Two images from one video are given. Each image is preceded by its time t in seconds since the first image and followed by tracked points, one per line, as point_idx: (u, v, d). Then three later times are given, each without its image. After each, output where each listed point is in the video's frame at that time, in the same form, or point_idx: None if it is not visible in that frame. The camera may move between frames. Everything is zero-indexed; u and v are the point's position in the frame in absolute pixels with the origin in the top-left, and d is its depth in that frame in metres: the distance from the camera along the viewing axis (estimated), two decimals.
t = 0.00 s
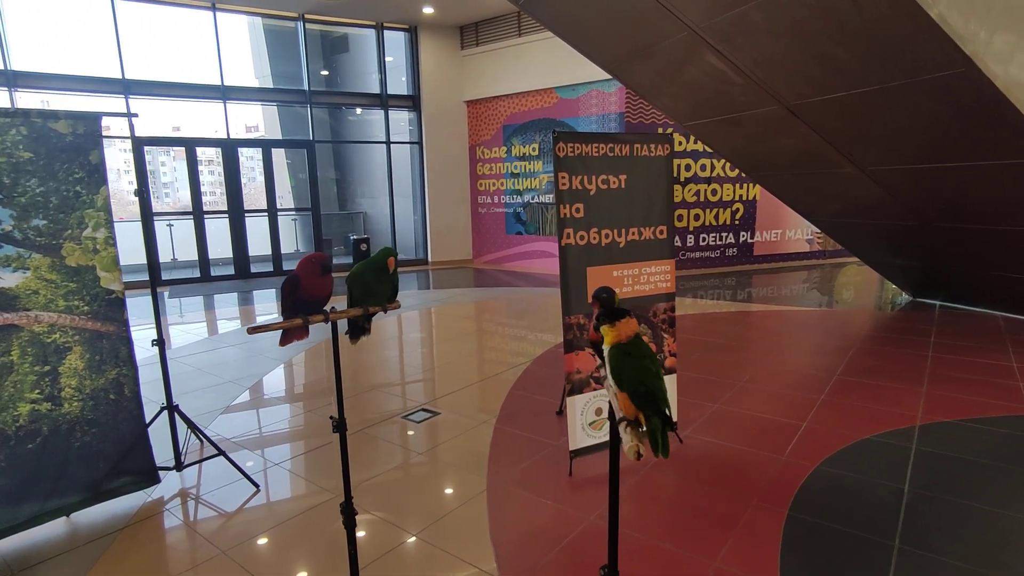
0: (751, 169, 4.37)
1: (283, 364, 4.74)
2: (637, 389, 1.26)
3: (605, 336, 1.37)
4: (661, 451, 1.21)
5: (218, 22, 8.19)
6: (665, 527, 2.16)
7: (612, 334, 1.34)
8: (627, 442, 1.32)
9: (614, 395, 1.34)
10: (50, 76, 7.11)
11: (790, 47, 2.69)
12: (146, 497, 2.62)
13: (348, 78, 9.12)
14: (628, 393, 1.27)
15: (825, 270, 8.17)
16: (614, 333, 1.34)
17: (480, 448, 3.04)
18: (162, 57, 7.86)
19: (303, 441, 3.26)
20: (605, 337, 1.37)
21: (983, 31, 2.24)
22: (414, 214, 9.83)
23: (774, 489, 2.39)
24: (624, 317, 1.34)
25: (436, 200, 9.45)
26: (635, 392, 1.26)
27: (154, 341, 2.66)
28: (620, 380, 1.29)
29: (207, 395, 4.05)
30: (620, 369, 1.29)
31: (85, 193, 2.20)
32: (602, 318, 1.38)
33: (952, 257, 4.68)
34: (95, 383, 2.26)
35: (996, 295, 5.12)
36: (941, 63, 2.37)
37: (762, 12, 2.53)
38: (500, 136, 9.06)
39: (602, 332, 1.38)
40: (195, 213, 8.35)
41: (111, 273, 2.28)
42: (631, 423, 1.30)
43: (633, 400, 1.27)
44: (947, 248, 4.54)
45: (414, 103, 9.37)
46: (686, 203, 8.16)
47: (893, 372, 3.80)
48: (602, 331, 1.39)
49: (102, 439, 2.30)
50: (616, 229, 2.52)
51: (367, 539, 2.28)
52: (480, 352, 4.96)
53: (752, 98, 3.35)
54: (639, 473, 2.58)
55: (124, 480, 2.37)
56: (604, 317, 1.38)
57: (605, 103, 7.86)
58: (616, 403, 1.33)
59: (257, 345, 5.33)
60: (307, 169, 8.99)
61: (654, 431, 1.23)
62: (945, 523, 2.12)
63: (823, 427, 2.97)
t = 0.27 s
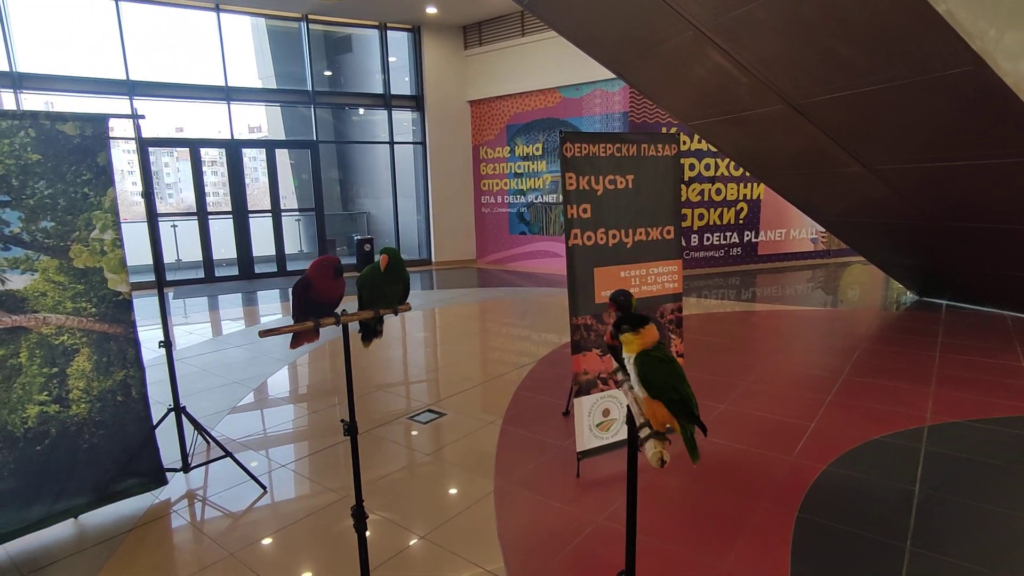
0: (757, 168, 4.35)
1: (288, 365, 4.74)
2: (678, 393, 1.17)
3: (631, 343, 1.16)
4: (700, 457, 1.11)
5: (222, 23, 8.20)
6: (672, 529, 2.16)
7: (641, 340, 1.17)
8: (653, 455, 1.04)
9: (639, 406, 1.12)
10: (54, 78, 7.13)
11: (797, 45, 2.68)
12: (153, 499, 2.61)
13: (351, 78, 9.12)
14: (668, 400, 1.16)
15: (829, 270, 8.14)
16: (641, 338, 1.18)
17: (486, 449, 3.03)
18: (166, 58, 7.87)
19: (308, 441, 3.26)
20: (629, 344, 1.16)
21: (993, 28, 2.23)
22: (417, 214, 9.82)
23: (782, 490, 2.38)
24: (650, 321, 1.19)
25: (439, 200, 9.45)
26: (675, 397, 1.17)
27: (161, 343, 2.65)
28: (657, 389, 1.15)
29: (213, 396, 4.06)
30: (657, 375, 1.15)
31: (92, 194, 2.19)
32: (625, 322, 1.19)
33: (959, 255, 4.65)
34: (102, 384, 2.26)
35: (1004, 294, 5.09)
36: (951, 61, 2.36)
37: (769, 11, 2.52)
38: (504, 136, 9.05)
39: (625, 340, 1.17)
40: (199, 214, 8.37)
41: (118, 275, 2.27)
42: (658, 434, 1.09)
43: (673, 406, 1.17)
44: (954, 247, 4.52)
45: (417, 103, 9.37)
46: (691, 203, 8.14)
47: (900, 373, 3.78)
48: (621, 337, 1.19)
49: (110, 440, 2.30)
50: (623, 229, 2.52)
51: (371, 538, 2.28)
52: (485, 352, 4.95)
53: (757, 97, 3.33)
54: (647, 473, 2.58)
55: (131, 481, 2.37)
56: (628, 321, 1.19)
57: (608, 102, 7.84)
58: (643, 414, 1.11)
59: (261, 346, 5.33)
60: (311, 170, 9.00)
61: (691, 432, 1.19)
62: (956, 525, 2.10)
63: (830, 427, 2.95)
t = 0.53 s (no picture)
0: (761, 166, 4.33)
1: (291, 363, 4.73)
2: (710, 402, 1.17)
3: (662, 345, 1.17)
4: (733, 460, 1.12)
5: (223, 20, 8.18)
6: (678, 528, 2.15)
7: (672, 343, 1.18)
8: (679, 454, 0.98)
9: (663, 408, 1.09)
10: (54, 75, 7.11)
11: (804, 42, 2.66)
12: (157, 497, 2.61)
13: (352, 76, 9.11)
14: (699, 407, 1.16)
15: (832, 268, 8.13)
16: (672, 341, 1.19)
17: (491, 447, 3.02)
18: (166, 55, 7.84)
19: (313, 439, 3.25)
20: (660, 346, 1.17)
21: (1002, 25, 2.22)
22: (419, 212, 9.80)
23: (789, 490, 2.36)
24: (680, 327, 1.21)
25: (441, 198, 9.43)
26: (706, 407, 1.17)
27: (165, 341, 2.63)
28: (690, 395, 1.15)
29: (216, 394, 4.05)
30: (688, 382, 1.14)
31: (96, 192, 2.18)
32: (657, 325, 1.19)
33: (963, 253, 4.64)
34: (106, 382, 2.24)
35: (1008, 292, 5.07)
36: (959, 58, 2.35)
37: (776, 7, 2.50)
38: (506, 134, 9.03)
39: (657, 341, 1.18)
40: (201, 212, 8.36)
41: (122, 273, 2.26)
42: (683, 435, 1.02)
43: (703, 414, 1.17)
44: (959, 245, 4.51)
45: (419, 101, 9.34)
46: (693, 200, 8.12)
47: (905, 371, 3.77)
48: (651, 341, 1.19)
49: (114, 439, 2.29)
50: (630, 226, 2.50)
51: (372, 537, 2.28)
52: (488, 350, 4.94)
53: (763, 95, 3.32)
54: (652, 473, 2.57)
55: (136, 480, 2.36)
56: (660, 324, 1.19)
57: (611, 100, 7.82)
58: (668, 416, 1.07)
59: (264, 344, 5.32)
60: (312, 167, 8.99)
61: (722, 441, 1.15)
62: (964, 524, 2.09)
63: (837, 426, 2.94)
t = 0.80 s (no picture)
0: (766, 163, 4.31)
1: (294, 360, 4.72)
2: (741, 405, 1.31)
3: (699, 347, 1.25)
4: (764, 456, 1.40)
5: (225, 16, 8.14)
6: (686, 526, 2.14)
7: (709, 344, 1.26)
8: (713, 455, 0.93)
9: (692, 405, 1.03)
10: (56, 71, 7.09)
11: (813, 39, 2.64)
12: (163, 495, 2.60)
13: (354, 72, 9.08)
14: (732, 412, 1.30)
15: (835, 266, 8.11)
16: (707, 342, 1.26)
17: (497, 445, 3.01)
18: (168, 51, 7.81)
19: (318, 437, 3.24)
20: (698, 347, 1.25)
21: (1013, 21, 2.22)
22: (421, 209, 9.78)
23: (798, 488, 2.35)
24: (715, 327, 1.28)
25: (443, 195, 9.41)
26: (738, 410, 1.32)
27: (170, 337, 2.62)
28: (726, 400, 1.29)
29: (220, 391, 4.04)
30: (726, 388, 1.27)
31: (101, 187, 2.16)
32: (695, 327, 1.26)
33: (969, 251, 4.63)
34: (112, 379, 2.23)
35: (1014, 290, 5.06)
36: (970, 54, 2.33)
37: (785, 3, 2.48)
38: (508, 131, 9.01)
39: (694, 344, 1.24)
40: (203, 209, 8.34)
41: (128, 269, 2.25)
42: (716, 435, 0.98)
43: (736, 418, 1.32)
44: (965, 243, 4.49)
45: (421, 98, 9.31)
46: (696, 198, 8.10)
47: (911, 369, 3.76)
48: (687, 342, 1.25)
49: (120, 436, 2.28)
50: (638, 223, 2.49)
51: (376, 534, 2.28)
52: (492, 348, 4.93)
53: (770, 92, 3.30)
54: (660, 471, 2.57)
55: (142, 477, 2.35)
56: (698, 326, 1.25)
57: (614, 97, 7.79)
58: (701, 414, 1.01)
59: (267, 341, 5.32)
60: (314, 164, 8.96)
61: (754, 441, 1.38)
62: (975, 523, 2.08)
63: (845, 424, 2.93)
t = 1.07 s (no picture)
0: (771, 161, 4.30)
1: (298, 358, 4.72)
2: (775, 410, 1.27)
3: (733, 347, 1.30)
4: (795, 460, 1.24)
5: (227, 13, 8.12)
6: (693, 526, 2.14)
7: (743, 345, 1.30)
8: (744, 456, 0.92)
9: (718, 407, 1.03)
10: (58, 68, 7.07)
11: (820, 36, 2.63)
12: (169, 493, 2.59)
13: (356, 70, 9.06)
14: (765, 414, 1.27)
15: (838, 264, 8.09)
16: (742, 343, 1.31)
17: (502, 443, 3.01)
18: (170, 49, 7.80)
19: (323, 435, 3.23)
20: (732, 348, 1.30)
21: None
22: (422, 207, 9.77)
23: (805, 487, 2.35)
24: (752, 330, 1.32)
25: (445, 193, 9.39)
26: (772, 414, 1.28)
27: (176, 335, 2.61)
28: (759, 402, 1.27)
29: (224, 389, 4.03)
30: (759, 389, 1.26)
31: (108, 184, 2.16)
32: (728, 327, 1.30)
33: (974, 249, 4.61)
34: (119, 377, 2.23)
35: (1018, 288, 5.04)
36: (979, 52, 2.32)
37: None
38: (510, 128, 8.99)
39: (727, 343, 1.30)
40: (204, 206, 8.32)
41: (135, 267, 2.24)
42: (747, 437, 0.97)
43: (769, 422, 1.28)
44: (970, 241, 4.48)
45: (423, 95, 9.29)
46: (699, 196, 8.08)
47: (916, 368, 3.75)
48: (721, 342, 1.31)
49: (127, 434, 2.28)
50: (645, 222, 2.48)
51: (379, 532, 2.28)
52: (496, 346, 4.92)
53: (776, 90, 3.28)
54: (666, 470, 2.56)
55: (148, 475, 2.35)
56: (731, 326, 1.29)
57: (617, 95, 7.77)
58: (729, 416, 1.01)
59: (269, 339, 5.31)
60: (315, 162, 8.95)
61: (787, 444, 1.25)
62: (984, 523, 2.08)
63: (851, 423, 2.92)
